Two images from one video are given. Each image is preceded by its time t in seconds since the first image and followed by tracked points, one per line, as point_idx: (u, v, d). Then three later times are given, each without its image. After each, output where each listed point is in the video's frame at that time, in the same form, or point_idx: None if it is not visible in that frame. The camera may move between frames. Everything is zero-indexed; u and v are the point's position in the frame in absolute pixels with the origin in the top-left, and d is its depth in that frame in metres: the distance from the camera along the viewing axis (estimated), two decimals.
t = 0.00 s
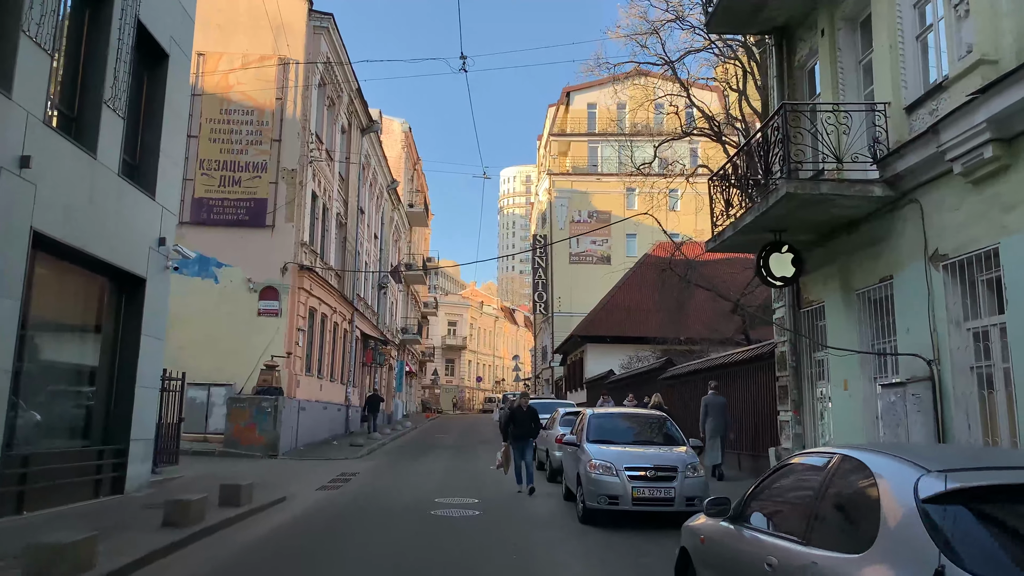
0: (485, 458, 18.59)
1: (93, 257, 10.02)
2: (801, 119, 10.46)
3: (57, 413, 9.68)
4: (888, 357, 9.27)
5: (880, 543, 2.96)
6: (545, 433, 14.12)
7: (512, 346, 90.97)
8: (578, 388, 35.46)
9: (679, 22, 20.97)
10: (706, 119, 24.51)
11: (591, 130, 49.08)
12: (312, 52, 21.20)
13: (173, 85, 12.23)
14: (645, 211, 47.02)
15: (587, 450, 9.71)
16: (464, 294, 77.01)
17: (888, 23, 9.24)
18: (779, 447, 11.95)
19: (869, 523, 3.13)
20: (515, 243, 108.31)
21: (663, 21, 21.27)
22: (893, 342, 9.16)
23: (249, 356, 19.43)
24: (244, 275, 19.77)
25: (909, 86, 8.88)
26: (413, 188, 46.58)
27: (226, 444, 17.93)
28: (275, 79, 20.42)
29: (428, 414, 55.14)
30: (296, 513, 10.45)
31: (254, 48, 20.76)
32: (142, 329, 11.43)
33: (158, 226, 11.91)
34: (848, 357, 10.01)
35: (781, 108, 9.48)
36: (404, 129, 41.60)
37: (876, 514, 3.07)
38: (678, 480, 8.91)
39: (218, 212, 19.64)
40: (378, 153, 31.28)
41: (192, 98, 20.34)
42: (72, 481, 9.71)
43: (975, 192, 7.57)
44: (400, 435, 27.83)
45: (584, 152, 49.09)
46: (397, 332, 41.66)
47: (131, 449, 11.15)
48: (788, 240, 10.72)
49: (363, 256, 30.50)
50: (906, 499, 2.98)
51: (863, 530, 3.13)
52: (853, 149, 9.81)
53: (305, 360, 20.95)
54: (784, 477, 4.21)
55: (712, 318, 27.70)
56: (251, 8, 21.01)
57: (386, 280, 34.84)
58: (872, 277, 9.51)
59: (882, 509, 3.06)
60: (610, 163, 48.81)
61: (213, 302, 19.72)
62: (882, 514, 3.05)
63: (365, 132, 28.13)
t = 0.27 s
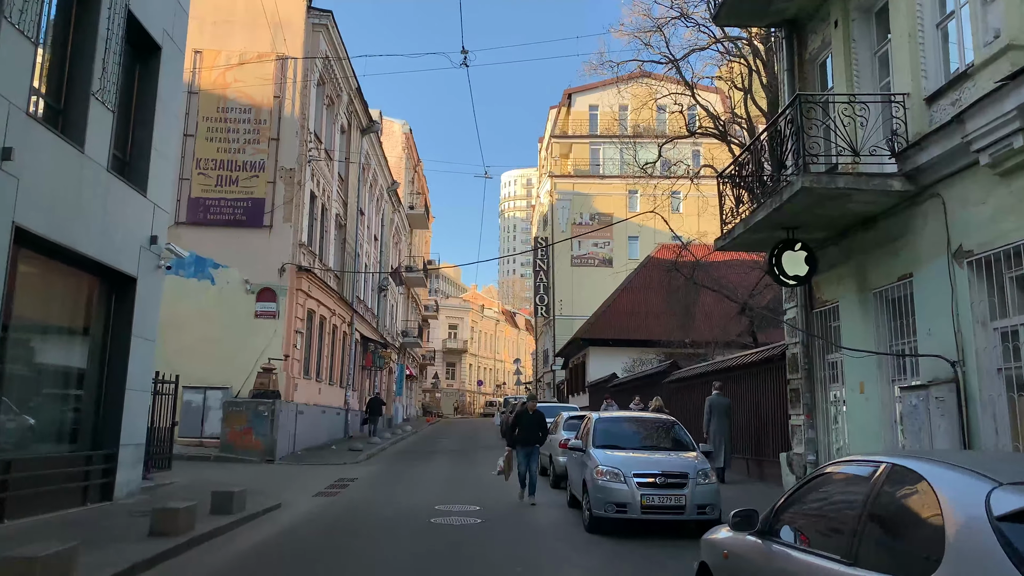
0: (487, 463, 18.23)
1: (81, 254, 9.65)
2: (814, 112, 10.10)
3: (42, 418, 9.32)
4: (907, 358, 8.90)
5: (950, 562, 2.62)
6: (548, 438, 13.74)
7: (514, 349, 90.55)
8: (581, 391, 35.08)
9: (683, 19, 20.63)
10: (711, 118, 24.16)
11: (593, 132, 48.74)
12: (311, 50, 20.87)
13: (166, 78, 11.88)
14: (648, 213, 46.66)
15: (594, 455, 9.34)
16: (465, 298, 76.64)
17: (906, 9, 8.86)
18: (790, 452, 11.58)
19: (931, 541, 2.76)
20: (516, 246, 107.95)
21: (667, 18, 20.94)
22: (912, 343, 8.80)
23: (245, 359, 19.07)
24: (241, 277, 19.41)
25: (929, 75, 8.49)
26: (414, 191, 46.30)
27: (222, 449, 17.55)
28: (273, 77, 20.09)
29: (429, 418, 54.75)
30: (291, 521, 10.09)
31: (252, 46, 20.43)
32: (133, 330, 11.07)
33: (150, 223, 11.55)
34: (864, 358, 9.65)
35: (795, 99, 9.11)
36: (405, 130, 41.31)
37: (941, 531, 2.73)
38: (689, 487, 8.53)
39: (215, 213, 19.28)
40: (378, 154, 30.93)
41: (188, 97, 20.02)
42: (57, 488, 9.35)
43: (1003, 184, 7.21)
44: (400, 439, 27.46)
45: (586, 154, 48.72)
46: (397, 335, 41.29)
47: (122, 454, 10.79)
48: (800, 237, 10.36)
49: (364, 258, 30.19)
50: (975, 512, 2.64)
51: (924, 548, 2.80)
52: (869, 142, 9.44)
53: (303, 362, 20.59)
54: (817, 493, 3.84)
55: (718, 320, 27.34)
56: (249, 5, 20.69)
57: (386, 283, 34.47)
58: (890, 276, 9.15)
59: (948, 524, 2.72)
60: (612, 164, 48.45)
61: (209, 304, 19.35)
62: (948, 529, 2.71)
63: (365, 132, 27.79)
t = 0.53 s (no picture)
0: (487, 473, 17.80)
1: (66, 257, 9.27)
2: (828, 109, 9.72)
3: (24, 427, 8.92)
4: (927, 365, 8.52)
5: None
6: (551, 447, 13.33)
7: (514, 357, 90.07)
8: (582, 399, 34.63)
9: (687, 21, 20.31)
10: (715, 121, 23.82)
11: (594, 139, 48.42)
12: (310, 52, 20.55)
13: (157, 77, 11.52)
14: (649, 220, 46.30)
15: (600, 467, 8.94)
16: (466, 305, 76.21)
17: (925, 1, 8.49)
18: (802, 463, 11.17)
19: None
20: (516, 253, 107.59)
21: (670, 20, 20.62)
22: (933, 349, 8.41)
23: (241, 367, 18.65)
24: (236, 282, 19.01)
25: (950, 70, 8.10)
26: (414, 197, 45.97)
27: (216, 459, 17.12)
28: (271, 79, 19.76)
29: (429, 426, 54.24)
30: (284, 535, 9.67)
31: (249, 48, 20.11)
32: (121, 337, 10.68)
33: (140, 225, 11.19)
34: (881, 365, 9.25)
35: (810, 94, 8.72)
36: (405, 136, 41.00)
37: None
38: (701, 501, 8.14)
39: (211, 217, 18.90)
40: (377, 159, 30.58)
41: (184, 99, 19.70)
42: (41, 501, 8.95)
43: None
44: (399, 448, 27.02)
45: (587, 160, 48.38)
46: (397, 343, 40.85)
47: (109, 465, 10.38)
48: (813, 240, 9.98)
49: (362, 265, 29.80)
50: None
51: None
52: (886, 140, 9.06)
53: (300, 370, 20.20)
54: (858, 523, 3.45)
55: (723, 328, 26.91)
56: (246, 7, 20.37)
57: (385, 289, 34.07)
58: (909, 279, 8.76)
59: None
60: (613, 171, 48.09)
61: (205, 310, 18.95)
62: None
63: (364, 137, 27.44)
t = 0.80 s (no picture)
0: (488, 480, 17.41)
1: (51, 256, 8.91)
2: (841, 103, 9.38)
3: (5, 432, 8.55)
4: (946, 368, 8.17)
5: None
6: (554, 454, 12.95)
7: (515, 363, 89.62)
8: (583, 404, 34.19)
9: (690, 20, 20.00)
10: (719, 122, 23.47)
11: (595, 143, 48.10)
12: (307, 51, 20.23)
13: (148, 71, 11.18)
14: (651, 224, 45.92)
15: (606, 473, 8.56)
16: (466, 310, 75.80)
17: None
18: (813, 469, 10.78)
19: None
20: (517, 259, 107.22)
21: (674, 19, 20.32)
22: (954, 350, 8.05)
23: (236, 371, 18.29)
24: (232, 285, 18.66)
25: (971, 59, 7.71)
26: (414, 201, 45.68)
27: (210, 465, 16.73)
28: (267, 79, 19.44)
29: (429, 432, 53.80)
30: (277, 545, 9.29)
31: (246, 47, 19.79)
32: (108, 339, 10.31)
33: (129, 224, 10.84)
34: (897, 367, 8.89)
35: (824, 85, 8.36)
36: (405, 140, 40.71)
37: None
38: (711, 510, 7.77)
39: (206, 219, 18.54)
40: (377, 162, 30.24)
41: (180, 99, 19.40)
42: (23, 509, 8.58)
43: None
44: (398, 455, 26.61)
45: (588, 164, 48.05)
46: (396, 348, 40.44)
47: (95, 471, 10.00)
48: (826, 237, 9.62)
49: (362, 268, 29.46)
50: None
51: None
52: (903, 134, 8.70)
53: (297, 375, 19.81)
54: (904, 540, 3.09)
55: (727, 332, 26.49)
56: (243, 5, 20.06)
57: (385, 294, 33.69)
58: (927, 277, 8.40)
59: None
60: (615, 174, 47.74)
61: (200, 313, 18.59)
62: None
63: (362, 139, 27.10)
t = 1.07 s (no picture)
0: (488, 486, 17.00)
1: (32, 253, 8.51)
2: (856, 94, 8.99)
3: None
4: (970, 370, 7.78)
5: None
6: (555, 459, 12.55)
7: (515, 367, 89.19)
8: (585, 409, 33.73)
9: (694, 17, 19.65)
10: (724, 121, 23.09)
11: (597, 145, 47.73)
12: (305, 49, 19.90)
13: (137, 63, 10.82)
14: (653, 227, 45.54)
15: (612, 481, 8.17)
16: (467, 314, 75.44)
17: None
18: (826, 476, 10.39)
19: None
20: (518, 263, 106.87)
21: (678, 17, 19.97)
22: (979, 352, 7.66)
23: (231, 375, 17.89)
24: (227, 287, 18.29)
25: (997, 45, 7.30)
26: (414, 204, 45.37)
27: (204, 470, 16.33)
28: (264, 77, 19.10)
29: (428, 437, 53.40)
30: (269, 555, 8.90)
31: (243, 45, 19.46)
32: (94, 340, 9.91)
33: (117, 221, 10.46)
34: (917, 369, 8.51)
35: (842, 73, 7.96)
36: (405, 142, 40.41)
37: None
38: (724, 520, 7.37)
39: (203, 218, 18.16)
40: (376, 163, 29.87)
41: (176, 97, 19.08)
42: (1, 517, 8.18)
43: None
44: (397, 460, 26.19)
45: (590, 167, 47.67)
46: (396, 352, 40.04)
47: (80, 478, 9.60)
48: (840, 234, 9.24)
49: (361, 270, 29.07)
50: None
51: None
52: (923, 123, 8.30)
53: (293, 378, 19.41)
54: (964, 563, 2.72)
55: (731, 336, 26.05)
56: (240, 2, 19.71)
57: (384, 296, 33.32)
58: (948, 275, 8.02)
59: None
60: (617, 177, 47.41)
61: (195, 315, 18.19)
62: None
63: (361, 139, 26.74)
